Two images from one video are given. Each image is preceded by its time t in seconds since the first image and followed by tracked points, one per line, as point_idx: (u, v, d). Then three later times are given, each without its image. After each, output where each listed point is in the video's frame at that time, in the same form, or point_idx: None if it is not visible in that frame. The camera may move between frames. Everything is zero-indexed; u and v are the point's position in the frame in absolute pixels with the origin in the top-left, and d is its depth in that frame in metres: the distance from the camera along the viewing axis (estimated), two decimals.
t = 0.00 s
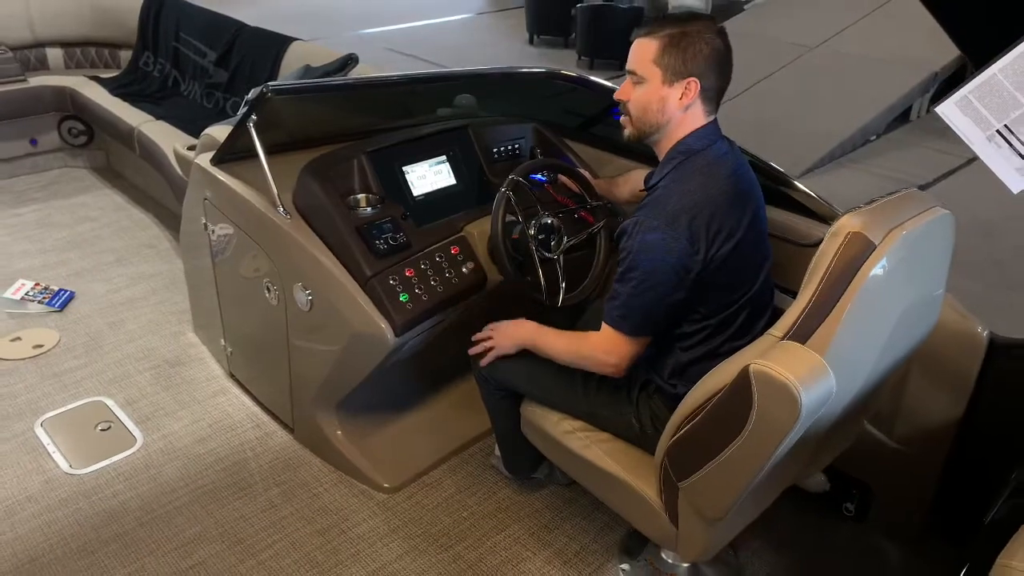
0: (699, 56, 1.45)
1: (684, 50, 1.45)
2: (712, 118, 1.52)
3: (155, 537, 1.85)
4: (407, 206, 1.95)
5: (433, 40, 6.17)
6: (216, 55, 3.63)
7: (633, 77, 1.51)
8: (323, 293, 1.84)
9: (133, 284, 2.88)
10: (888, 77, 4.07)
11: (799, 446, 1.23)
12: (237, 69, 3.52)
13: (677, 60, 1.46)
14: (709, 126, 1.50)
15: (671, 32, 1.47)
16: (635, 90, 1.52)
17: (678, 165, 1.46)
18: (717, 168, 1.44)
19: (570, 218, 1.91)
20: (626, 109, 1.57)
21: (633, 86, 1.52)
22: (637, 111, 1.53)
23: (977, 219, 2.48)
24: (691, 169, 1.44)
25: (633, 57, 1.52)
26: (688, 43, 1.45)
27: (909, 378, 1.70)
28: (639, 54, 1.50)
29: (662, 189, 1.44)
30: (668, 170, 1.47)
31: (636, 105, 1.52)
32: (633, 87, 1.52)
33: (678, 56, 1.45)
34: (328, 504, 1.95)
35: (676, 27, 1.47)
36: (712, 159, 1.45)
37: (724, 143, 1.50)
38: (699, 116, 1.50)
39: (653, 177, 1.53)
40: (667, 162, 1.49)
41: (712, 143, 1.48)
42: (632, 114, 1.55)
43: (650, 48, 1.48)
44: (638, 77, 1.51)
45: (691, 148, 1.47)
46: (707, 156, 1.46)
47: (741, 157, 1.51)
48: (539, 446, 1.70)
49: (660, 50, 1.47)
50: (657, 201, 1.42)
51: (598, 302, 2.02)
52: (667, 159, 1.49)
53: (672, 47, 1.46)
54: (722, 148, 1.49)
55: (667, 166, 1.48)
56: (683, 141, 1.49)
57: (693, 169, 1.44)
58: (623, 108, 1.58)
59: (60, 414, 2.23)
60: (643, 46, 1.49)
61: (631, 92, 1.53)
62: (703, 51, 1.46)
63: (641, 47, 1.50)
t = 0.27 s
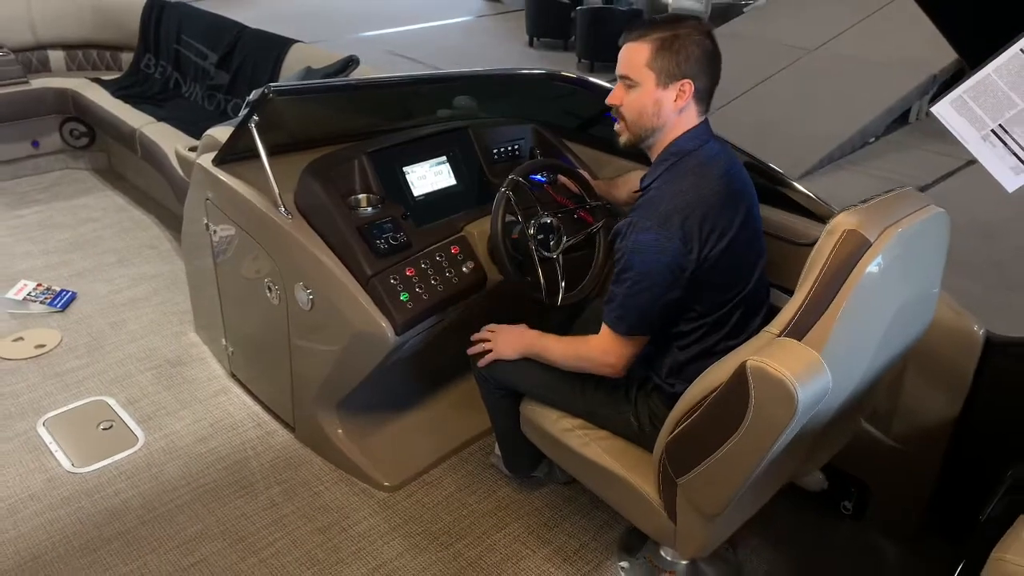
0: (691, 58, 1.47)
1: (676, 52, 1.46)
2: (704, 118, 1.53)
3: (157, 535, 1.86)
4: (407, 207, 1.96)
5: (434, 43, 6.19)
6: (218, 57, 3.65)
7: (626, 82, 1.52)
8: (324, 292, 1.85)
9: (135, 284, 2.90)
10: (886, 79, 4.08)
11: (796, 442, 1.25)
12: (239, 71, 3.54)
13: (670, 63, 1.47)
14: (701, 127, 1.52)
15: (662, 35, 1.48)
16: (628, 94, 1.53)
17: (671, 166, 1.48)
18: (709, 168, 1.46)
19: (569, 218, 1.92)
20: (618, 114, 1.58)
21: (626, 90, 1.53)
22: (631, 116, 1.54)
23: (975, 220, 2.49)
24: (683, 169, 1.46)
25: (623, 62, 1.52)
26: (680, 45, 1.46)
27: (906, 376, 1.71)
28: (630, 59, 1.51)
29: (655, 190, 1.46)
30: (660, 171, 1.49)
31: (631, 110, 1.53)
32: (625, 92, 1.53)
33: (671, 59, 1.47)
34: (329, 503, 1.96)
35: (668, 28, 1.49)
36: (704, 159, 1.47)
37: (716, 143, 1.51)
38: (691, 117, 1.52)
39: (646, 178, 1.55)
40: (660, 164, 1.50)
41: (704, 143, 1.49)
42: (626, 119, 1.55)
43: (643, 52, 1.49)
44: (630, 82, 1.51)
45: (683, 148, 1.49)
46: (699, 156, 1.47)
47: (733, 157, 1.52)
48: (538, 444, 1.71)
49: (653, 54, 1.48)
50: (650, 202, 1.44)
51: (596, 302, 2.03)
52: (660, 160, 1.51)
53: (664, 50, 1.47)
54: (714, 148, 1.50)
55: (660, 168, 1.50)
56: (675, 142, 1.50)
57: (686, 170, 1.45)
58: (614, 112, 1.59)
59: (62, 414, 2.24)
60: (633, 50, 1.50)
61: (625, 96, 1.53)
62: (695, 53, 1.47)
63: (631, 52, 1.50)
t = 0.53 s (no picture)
0: (691, 60, 1.48)
1: (676, 55, 1.48)
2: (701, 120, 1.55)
3: (158, 534, 1.86)
4: (408, 207, 1.97)
5: (434, 45, 6.21)
6: (218, 60, 3.67)
7: (626, 85, 1.52)
8: (325, 292, 1.86)
9: (136, 285, 2.91)
10: (884, 81, 4.10)
11: (794, 439, 1.26)
12: (239, 74, 3.55)
13: (669, 66, 1.48)
14: (699, 128, 1.53)
15: (662, 38, 1.49)
16: (628, 97, 1.53)
17: (670, 167, 1.49)
18: (708, 169, 1.47)
19: (569, 219, 1.94)
20: (616, 116, 1.58)
21: (626, 92, 1.53)
22: (633, 118, 1.54)
23: (973, 221, 2.50)
24: (682, 170, 1.47)
25: (622, 65, 1.53)
26: (679, 48, 1.48)
27: (903, 374, 1.73)
28: (629, 61, 1.51)
29: (655, 191, 1.46)
30: (660, 172, 1.50)
31: (631, 112, 1.54)
32: (625, 95, 1.54)
33: (671, 62, 1.48)
34: (329, 502, 1.97)
35: (666, 30, 1.50)
36: (703, 160, 1.48)
37: (714, 144, 1.52)
38: (690, 119, 1.54)
39: (645, 179, 1.56)
40: (659, 165, 1.51)
41: (703, 144, 1.51)
42: (626, 121, 1.56)
43: (643, 55, 1.49)
44: (630, 84, 1.52)
45: (683, 149, 1.50)
46: (698, 157, 1.48)
47: (731, 157, 1.53)
48: (538, 443, 1.72)
49: (653, 57, 1.48)
50: (649, 202, 1.45)
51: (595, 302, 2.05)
52: (659, 160, 1.52)
53: (664, 53, 1.48)
54: (713, 149, 1.51)
55: (659, 168, 1.51)
56: (674, 143, 1.51)
57: (685, 170, 1.46)
58: (613, 114, 1.59)
59: (64, 414, 2.25)
60: (632, 53, 1.50)
61: (624, 98, 1.54)
62: (693, 56, 1.49)
63: (630, 55, 1.51)
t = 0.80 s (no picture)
0: (697, 61, 1.49)
1: (682, 55, 1.49)
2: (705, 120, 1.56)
3: (159, 534, 1.87)
4: (408, 208, 1.98)
5: (433, 48, 6.22)
6: (219, 62, 3.68)
7: (633, 84, 1.52)
8: (324, 292, 1.87)
9: (136, 287, 2.91)
10: (883, 84, 4.12)
11: (792, 437, 1.26)
12: (239, 76, 3.57)
13: (676, 66, 1.49)
14: (703, 129, 1.54)
15: (668, 39, 1.49)
16: (634, 96, 1.53)
17: (674, 166, 1.49)
18: (711, 169, 1.48)
19: (568, 220, 1.94)
20: (620, 115, 1.58)
21: (632, 91, 1.54)
22: (639, 118, 1.54)
23: (970, 222, 2.51)
24: (686, 169, 1.47)
25: (629, 64, 1.53)
26: (685, 48, 1.49)
27: (901, 374, 1.73)
28: (635, 60, 1.51)
29: (658, 191, 1.47)
30: (663, 172, 1.50)
31: (637, 111, 1.54)
32: (632, 94, 1.54)
33: (677, 62, 1.49)
34: (329, 502, 1.98)
35: (672, 31, 1.50)
36: (706, 160, 1.49)
37: (717, 145, 1.54)
38: (694, 119, 1.55)
39: (648, 178, 1.56)
40: (663, 165, 1.52)
41: (706, 145, 1.52)
42: (631, 121, 1.56)
43: (650, 53, 1.50)
44: (637, 83, 1.52)
45: (687, 150, 1.50)
46: (702, 157, 1.49)
47: (733, 158, 1.54)
48: (537, 443, 1.72)
49: (660, 57, 1.49)
50: (653, 201, 1.45)
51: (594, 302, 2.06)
52: (662, 160, 1.52)
53: (671, 53, 1.49)
54: (716, 150, 1.52)
55: (663, 168, 1.52)
56: (678, 143, 1.52)
57: (688, 170, 1.47)
58: (618, 114, 1.59)
59: (64, 414, 2.26)
60: (639, 53, 1.51)
61: (630, 97, 1.54)
62: (699, 56, 1.50)
63: (637, 54, 1.51)
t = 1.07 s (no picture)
0: (703, 60, 1.50)
1: (688, 55, 1.50)
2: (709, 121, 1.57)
3: (158, 534, 1.87)
4: (408, 209, 1.99)
5: (433, 51, 6.24)
6: (218, 64, 3.69)
7: (639, 81, 1.53)
8: (324, 292, 1.87)
9: (136, 288, 2.92)
10: (881, 86, 4.13)
11: (789, 436, 1.27)
12: (239, 78, 3.58)
13: (682, 65, 1.50)
14: (706, 129, 1.55)
15: (675, 38, 1.50)
16: (640, 93, 1.54)
17: (677, 165, 1.50)
18: (714, 169, 1.49)
19: (567, 221, 1.95)
20: (625, 113, 1.59)
21: (637, 89, 1.55)
22: (643, 115, 1.55)
23: (968, 223, 2.52)
24: (689, 168, 1.48)
25: (636, 61, 1.54)
26: (692, 47, 1.50)
27: (898, 376, 1.74)
28: (642, 58, 1.52)
29: (661, 189, 1.48)
30: (667, 170, 1.51)
31: (641, 110, 1.55)
32: (637, 91, 1.54)
33: (683, 61, 1.50)
34: (328, 502, 1.98)
35: (679, 30, 1.51)
36: (709, 160, 1.50)
37: (720, 145, 1.54)
38: (699, 119, 1.55)
39: (651, 177, 1.57)
40: (667, 163, 1.52)
41: (709, 145, 1.52)
42: (635, 119, 1.57)
43: (657, 51, 1.51)
44: (643, 80, 1.53)
45: (690, 149, 1.51)
46: (705, 157, 1.50)
47: (736, 159, 1.55)
48: (536, 442, 1.73)
49: (667, 55, 1.50)
50: (656, 199, 1.46)
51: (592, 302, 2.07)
52: (666, 159, 1.53)
53: (678, 52, 1.50)
54: (720, 150, 1.53)
55: (667, 167, 1.52)
56: (683, 142, 1.53)
57: (691, 170, 1.48)
58: (623, 112, 1.59)
59: (63, 415, 2.26)
60: (646, 50, 1.52)
61: (635, 95, 1.55)
62: (704, 56, 1.51)
63: (644, 51, 1.52)
